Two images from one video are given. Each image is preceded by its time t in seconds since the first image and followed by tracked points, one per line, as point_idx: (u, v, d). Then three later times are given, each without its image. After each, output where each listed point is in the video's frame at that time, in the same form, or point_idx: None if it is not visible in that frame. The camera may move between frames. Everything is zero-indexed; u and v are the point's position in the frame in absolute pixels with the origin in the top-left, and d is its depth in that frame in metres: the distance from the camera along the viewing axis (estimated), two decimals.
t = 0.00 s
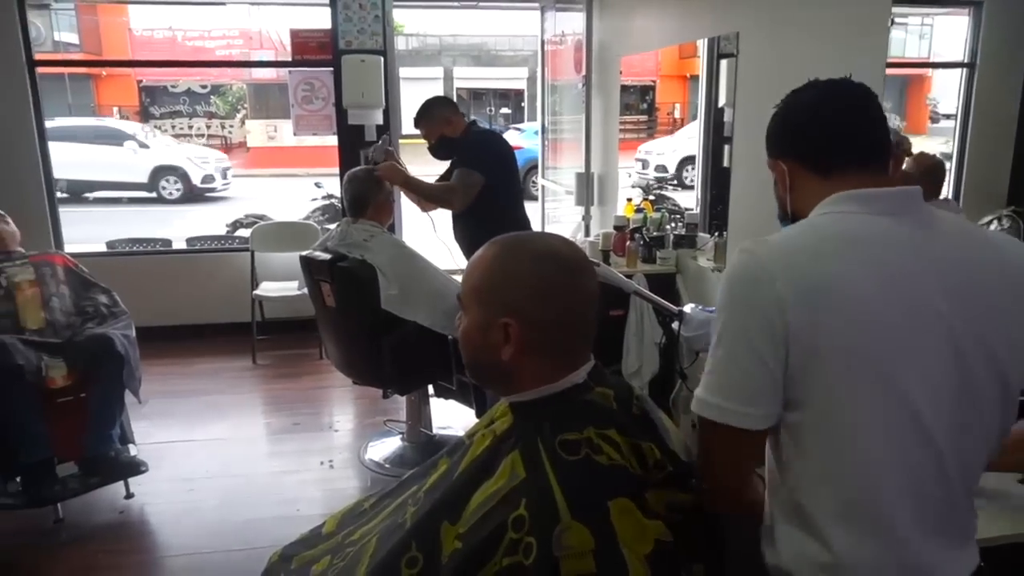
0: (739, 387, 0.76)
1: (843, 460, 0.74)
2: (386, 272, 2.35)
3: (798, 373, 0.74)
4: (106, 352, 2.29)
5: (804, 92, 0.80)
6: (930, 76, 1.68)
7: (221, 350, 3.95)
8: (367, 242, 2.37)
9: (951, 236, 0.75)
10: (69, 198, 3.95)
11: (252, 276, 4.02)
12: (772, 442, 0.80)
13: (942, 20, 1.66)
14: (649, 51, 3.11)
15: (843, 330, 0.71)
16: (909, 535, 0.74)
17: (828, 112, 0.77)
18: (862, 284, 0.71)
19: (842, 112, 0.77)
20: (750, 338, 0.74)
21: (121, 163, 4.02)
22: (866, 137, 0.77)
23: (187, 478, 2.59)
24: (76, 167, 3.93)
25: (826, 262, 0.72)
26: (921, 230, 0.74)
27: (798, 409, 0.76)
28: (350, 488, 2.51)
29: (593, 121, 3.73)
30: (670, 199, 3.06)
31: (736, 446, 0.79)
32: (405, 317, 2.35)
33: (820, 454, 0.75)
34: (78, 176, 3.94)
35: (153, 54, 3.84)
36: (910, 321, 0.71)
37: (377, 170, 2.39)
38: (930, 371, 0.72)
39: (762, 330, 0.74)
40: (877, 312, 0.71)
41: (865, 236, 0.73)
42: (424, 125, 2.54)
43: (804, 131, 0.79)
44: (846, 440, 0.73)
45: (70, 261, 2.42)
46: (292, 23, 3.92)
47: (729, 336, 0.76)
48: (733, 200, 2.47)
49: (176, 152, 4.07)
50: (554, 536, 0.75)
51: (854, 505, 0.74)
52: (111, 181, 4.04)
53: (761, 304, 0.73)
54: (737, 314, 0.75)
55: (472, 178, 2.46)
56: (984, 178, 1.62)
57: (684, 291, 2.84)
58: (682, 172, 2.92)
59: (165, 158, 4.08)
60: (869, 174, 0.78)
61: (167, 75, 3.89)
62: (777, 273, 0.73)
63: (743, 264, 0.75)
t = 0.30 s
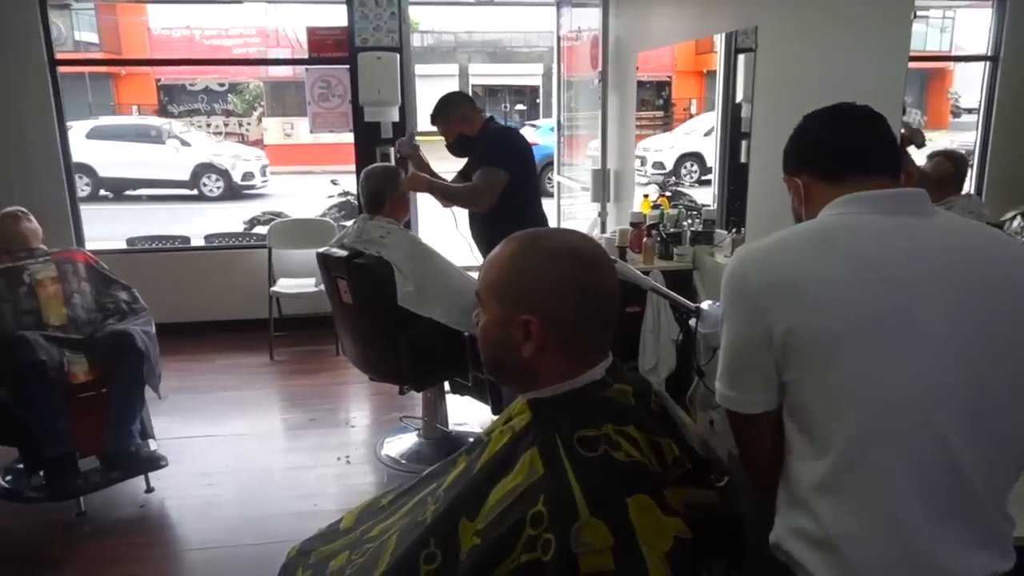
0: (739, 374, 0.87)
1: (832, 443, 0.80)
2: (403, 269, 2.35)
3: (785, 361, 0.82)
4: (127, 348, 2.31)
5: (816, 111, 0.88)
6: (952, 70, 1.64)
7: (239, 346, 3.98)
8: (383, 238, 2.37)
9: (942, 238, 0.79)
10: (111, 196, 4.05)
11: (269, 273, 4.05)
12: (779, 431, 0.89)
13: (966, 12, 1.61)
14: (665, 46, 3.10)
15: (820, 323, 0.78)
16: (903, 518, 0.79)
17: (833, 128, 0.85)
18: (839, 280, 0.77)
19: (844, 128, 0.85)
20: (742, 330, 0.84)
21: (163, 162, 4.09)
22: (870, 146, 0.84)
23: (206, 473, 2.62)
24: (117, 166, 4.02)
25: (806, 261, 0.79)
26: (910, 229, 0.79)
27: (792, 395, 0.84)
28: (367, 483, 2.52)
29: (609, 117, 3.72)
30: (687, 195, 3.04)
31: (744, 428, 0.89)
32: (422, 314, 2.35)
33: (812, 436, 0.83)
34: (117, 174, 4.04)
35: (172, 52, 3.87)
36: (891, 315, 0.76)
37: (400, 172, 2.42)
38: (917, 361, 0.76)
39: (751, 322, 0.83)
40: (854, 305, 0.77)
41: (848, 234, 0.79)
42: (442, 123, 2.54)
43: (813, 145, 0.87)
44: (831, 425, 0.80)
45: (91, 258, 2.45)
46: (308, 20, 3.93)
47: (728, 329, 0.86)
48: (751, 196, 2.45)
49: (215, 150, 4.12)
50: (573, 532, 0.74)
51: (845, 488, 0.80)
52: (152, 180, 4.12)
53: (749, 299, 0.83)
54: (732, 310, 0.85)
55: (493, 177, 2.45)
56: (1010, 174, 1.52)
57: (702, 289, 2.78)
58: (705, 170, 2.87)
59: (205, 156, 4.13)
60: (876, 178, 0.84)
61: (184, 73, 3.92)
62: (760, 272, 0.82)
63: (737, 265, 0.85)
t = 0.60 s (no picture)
0: (747, 383, 0.85)
1: (842, 446, 0.80)
2: (419, 266, 2.36)
3: (793, 367, 0.82)
4: (147, 343, 2.33)
5: (833, 123, 0.89)
6: (974, 64, 1.62)
7: (256, 342, 4.00)
8: (399, 235, 2.37)
9: (958, 235, 0.78)
10: (152, 193, 4.16)
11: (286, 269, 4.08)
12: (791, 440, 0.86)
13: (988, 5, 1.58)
14: (681, 42, 3.09)
15: (827, 326, 0.78)
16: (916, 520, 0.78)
17: (848, 138, 0.87)
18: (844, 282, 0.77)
19: (860, 136, 0.86)
20: (749, 337, 0.84)
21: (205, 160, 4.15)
22: (887, 152, 0.85)
23: (224, 467, 2.64)
24: (158, 164, 4.11)
25: (812, 263, 0.79)
26: (922, 229, 0.78)
27: (802, 401, 0.83)
28: (383, 479, 2.53)
29: (625, 114, 3.70)
30: (703, 191, 3.03)
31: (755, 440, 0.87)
32: (437, 311, 2.35)
33: (822, 442, 0.82)
34: (157, 172, 4.13)
35: (189, 50, 3.90)
36: (899, 316, 0.75)
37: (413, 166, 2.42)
38: (925, 362, 0.75)
39: (758, 328, 0.83)
40: (860, 307, 0.76)
41: (856, 237, 0.79)
42: (459, 119, 2.54)
43: (829, 153, 0.88)
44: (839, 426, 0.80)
45: (111, 255, 2.48)
46: (324, 18, 3.95)
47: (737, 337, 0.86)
48: (770, 193, 2.43)
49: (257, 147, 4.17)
50: (591, 529, 0.74)
51: (856, 489, 0.79)
52: (192, 178, 4.18)
53: (755, 305, 0.83)
54: (739, 316, 0.84)
55: (506, 174, 2.45)
56: None
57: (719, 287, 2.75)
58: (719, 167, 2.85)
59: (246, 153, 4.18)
60: (894, 180, 0.84)
61: (201, 71, 3.95)
62: (766, 276, 0.82)
63: (745, 270, 0.85)
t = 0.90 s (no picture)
0: (758, 384, 0.83)
1: (857, 451, 0.77)
2: (434, 263, 2.36)
3: (805, 367, 0.79)
4: (165, 340, 2.35)
5: (850, 120, 0.87)
6: (996, 60, 1.66)
7: (273, 339, 4.03)
8: (415, 232, 2.39)
9: (983, 234, 0.77)
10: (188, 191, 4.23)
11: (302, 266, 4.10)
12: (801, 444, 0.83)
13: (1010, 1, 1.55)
14: (697, 40, 3.07)
15: (843, 326, 0.75)
16: (934, 526, 0.76)
17: (865, 133, 0.85)
18: (860, 279, 0.75)
19: (876, 132, 0.84)
20: (760, 336, 0.81)
21: (242, 158, 4.20)
22: (906, 147, 0.83)
23: (239, 463, 2.66)
24: (198, 161, 4.18)
25: (828, 259, 0.77)
26: (944, 226, 0.76)
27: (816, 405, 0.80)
28: (397, 476, 2.54)
29: (642, 112, 3.69)
30: (719, 190, 3.01)
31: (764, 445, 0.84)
32: (452, 308, 2.35)
33: (835, 446, 0.79)
34: (196, 169, 4.20)
35: (206, 49, 3.94)
36: (920, 317, 0.73)
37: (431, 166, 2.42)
38: (945, 362, 0.74)
39: (770, 327, 0.80)
40: (876, 305, 0.74)
41: (872, 233, 0.76)
42: (475, 117, 2.53)
43: (845, 149, 0.86)
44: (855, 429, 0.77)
45: (130, 251, 2.50)
46: (340, 16, 3.96)
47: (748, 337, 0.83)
48: (788, 191, 2.40)
49: (296, 145, 4.21)
50: (607, 528, 0.74)
51: (872, 494, 0.77)
52: (229, 175, 4.24)
53: (767, 303, 0.80)
54: (749, 315, 0.82)
55: (522, 173, 2.45)
56: None
57: (734, 285, 2.73)
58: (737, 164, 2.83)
59: (284, 151, 4.23)
60: (912, 177, 0.82)
61: (219, 69, 3.98)
62: (780, 272, 0.79)
63: (757, 268, 0.82)
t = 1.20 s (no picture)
0: (787, 386, 0.78)
1: (894, 457, 0.75)
2: (450, 262, 2.36)
3: (843, 370, 0.75)
4: (183, 337, 2.37)
5: (874, 110, 0.84)
6: (1018, 59, 1.63)
7: (289, 337, 4.06)
8: (431, 231, 2.39)
9: (1022, 236, 0.74)
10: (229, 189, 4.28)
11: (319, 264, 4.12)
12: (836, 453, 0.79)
13: None
14: (714, 38, 3.05)
15: (885, 329, 0.72)
16: (959, 531, 0.75)
17: (891, 124, 0.81)
18: (910, 279, 0.72)
19: (903, 123, 0.80)
20: (795, 336, 0.77)
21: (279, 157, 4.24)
22: (934, 140, 0.80)
23: (256, 460, 2.68)
24: (235, 160, 4.23)
25: (875, 256, 0.73)
26: (985, 226, 0.74)
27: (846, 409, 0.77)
28: (412, 474, 2.55)
29: (658, 111, 3.67)
30: (736, 189, 3.00)
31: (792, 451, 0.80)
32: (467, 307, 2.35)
33: (870, 451, 0.76)
34: (235, 167, 4.25)
35: (225, 49, 3.97)
36: (961, 321, 0.71)
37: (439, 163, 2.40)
38: (986, 367, 0.72)
39: (807, 327, 0.76)
40: (925, 306, 0.71)
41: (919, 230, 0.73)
42: (490, 115, 2.51)
43: (873, 141, 0.82)
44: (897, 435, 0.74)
45: (149, 250, 2.53)
46: (357, 16, 3.98)
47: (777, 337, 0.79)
48: (806, 191, 2.38)
49: (332, 144, 4.23)
50: (623, 528, 0.74)
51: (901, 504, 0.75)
52: (267, 174, 4.27)
53: (803, 302, 0.76)
54: (781, 314, 0.78)
55: (530, 172, 2.45)
56: None
57: (752, 285, 2.72)
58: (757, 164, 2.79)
59: (320, 149, 4.25)
60: (942, 172, 0.79)
61: (236, 69, 4.01)
62: (821, 269, 0.75)
63: (790, 263, 0.77)
